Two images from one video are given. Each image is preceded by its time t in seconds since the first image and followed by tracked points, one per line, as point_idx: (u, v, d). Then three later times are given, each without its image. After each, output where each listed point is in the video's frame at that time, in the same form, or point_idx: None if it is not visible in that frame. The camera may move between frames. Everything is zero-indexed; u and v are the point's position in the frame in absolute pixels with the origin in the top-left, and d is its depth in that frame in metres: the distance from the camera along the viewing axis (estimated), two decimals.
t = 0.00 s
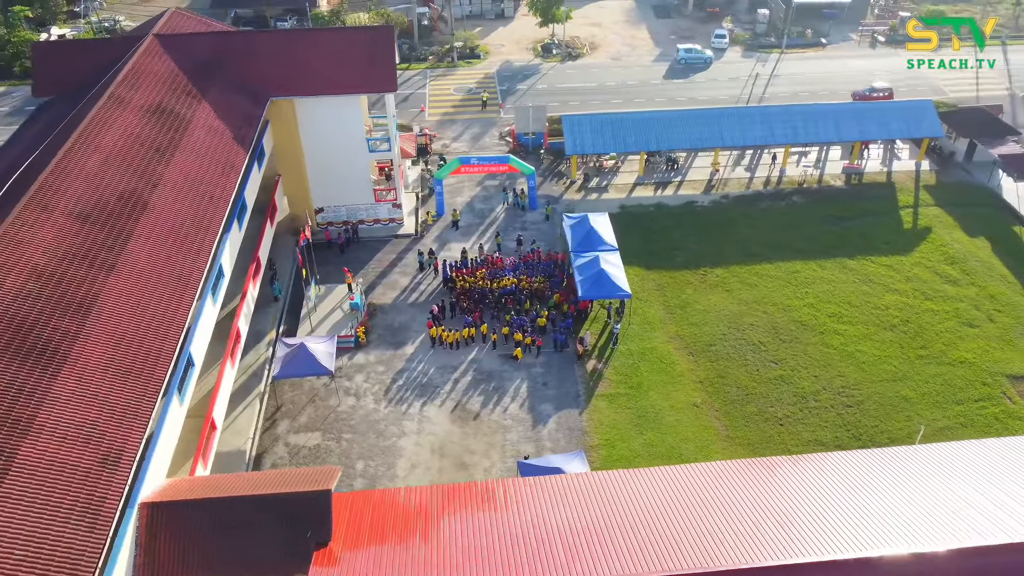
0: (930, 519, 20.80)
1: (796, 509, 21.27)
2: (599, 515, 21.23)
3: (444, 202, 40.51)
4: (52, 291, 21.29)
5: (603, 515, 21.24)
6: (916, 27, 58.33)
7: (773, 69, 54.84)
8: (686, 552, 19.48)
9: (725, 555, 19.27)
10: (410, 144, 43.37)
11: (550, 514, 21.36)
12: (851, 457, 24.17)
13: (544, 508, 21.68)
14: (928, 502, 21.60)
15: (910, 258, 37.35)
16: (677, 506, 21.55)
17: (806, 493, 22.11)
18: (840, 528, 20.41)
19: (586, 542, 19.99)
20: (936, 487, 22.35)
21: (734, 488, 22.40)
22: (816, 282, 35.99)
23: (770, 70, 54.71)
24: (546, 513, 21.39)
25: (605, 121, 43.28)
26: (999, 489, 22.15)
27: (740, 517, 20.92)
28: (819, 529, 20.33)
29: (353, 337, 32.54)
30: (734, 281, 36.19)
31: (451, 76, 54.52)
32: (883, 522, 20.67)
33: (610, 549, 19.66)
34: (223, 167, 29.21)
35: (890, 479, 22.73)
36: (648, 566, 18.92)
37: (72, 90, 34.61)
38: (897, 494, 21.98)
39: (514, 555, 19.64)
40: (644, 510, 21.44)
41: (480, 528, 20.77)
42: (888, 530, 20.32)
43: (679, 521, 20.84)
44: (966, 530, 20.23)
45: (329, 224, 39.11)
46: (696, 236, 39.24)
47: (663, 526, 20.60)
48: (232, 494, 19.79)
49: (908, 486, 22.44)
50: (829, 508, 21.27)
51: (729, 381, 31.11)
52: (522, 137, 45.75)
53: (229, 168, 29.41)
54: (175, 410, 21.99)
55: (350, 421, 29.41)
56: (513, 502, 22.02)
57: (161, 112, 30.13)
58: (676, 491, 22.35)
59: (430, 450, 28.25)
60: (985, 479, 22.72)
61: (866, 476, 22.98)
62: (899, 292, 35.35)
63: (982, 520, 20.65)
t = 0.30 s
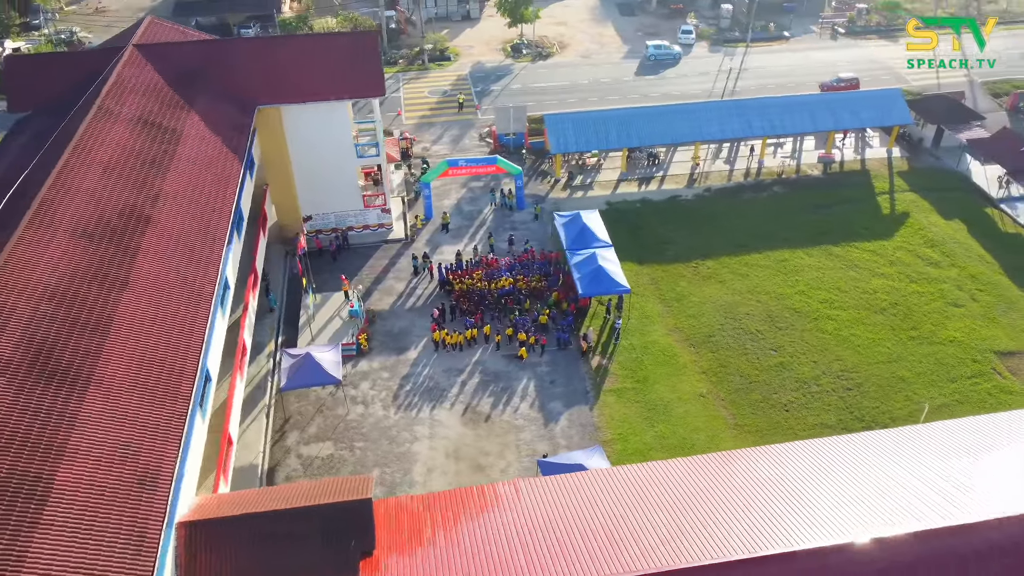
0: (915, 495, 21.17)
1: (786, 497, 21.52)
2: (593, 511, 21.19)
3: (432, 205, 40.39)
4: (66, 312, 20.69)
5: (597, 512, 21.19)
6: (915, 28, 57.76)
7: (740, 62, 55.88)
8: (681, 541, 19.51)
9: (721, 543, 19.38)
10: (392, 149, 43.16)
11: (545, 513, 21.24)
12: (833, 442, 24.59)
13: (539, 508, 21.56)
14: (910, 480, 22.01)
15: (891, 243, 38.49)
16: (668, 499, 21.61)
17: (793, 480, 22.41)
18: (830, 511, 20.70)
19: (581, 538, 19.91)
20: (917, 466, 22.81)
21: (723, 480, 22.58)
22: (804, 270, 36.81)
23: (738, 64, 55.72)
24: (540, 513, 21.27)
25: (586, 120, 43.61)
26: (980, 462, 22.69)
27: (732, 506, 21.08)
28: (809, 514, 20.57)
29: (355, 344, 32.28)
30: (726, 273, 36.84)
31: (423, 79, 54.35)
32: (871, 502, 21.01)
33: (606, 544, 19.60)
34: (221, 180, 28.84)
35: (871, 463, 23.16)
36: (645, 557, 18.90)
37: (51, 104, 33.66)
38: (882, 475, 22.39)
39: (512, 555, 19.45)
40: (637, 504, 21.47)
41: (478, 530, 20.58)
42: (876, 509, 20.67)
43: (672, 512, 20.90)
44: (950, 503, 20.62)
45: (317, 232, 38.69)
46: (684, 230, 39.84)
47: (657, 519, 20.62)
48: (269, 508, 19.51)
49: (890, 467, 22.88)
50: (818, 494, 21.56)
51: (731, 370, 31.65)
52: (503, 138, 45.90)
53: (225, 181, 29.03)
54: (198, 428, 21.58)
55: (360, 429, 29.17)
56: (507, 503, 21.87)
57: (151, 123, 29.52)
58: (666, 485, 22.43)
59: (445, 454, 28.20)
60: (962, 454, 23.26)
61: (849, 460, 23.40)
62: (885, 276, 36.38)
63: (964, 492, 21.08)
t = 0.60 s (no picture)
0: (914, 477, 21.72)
1: (793, 487, 22.01)
2: (606, 511, 21.38)
3: (420, 208, 40.24)
4: (86, 331, 20.13)
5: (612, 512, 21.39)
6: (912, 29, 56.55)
7: (706, 56, 56.86)
8: (696, 538, 19.82)
9: (734, 536, 19.75)
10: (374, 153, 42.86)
11: (560, 516, 21.36)
12: (830, 429, 25.18)
13: (562, 509, 21.77)
14: (908, 463, 22.59)
15: (871, 227, 39.67)
16: (680, 496, 21.92)
17: (797, 471, 22.92)
18: (836, 498, 21.20)
19: (598, 539, 20.06)
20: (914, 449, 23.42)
21: (731, 474, 22.99)
22: (791, 257, 37.72)
23: (704, 58, 56.63)
24: (556, 516, 21.38)
25: (566, 117, 43.90)
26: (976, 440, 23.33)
27: (756, 496, 21.65)
28: (815, 504, 21.06)
29: (358, 351, 32.04)
30: (717, 263, 37.51)
31: (393, 82, 54.03)
32: (873, 486, 21.54)
33: (641, 539, 19.95)
34: (219, 189, 28.33)
35: (879, 445, 23.92)
36: (681, 549, 19.31)
37: (28, 120, 32.61)
38: (882, 460, 22.97)
39: (533, 560, 19.52)
40: (649, 503, 21.73)
41: (507, 534, 20.72)
42: (885, 491, 21.33)
43: (685, 509, 21.21)
44: (949, 481, 21.22)
45: (306, 240, 38.25)
46: (670, 222, 40.47)
47: (671, 517, 20.88)
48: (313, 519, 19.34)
49: (887, 451, 23.47)
50: (822, 483, 22.08)
51: (733, 358, 32.27)
52: (482, 139, 46.03)
53: (222, 189, 28.52)
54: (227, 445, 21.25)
55: (373, 435, 28.99)
56: (523, 508, 21.94)
57: (141, 134, 28.84)
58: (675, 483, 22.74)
59: (462, 455, 28.22)
60: (954, 435, 23.91)
61: (848, 447, 23.97)
62: (869, 259, 37.48)
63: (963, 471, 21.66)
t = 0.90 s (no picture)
0: (920, 457, 22.17)
1: (805, 474, 22.30)
2: (644, 505, 21.60)
3: (408, 212, 39.99)
4: (108, 348, 19.67)
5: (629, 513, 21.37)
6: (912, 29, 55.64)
7: (675, 52, 57.59)
8: (718, 531, 19.91)
9: (754, 529, 19.89)
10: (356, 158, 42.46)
11: (578, 519, 21.25)
12: (830, 418, 25.50)
13: (598, 505, 21.92)
14: (912, 445, 23.03)
15: (851, 212, 40.67)
16: (694, 493, 21.99)
17: (804, 459, 23.18)
18: (848, 481, 21.48)
19: (627, 538, 20.11)
20: (917, 429, 23.89)
21: (751, 463, 23.25)
22: (778, 245, 38.44)
23: (673, 53, 57.35)
24: (575, 519, 21.27)
25: (547, 116, 44.07)
26: (982, 413, 24.08)
27: (785, 480, 22.10)
28: (841, 485, 21.42)
29: (361, 358, 31.74)
30: (707, 254, 38.03)
31: (365, 86, 53.57)
32: (882, 468, 21.89)
33: (684, 529, 20.24)
34: (218, 199, 27.86)
35: (894, 422, 24.50)
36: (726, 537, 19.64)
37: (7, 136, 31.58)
38: (887, 442, 23.39)
39: (559, 565, 19.39)
40: (678, 497, 21.89)
41: (548, 533, 20.78)
42: (910, 466, 21.87)
43: (702, 506, 21.28)
44: (956, 460, 21.69)
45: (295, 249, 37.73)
46: (657, 215, 40.94)
47: (702, 509, 21.09)
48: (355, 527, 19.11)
49: (890, 434, 23.88)
50: (847, 462, 22.55)
51: (734, 346, 32.76)
52: (462, 140, 46.03)
53: (221, 198, 28.07)
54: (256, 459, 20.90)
55: (385, 441, 28.76)
56: (540, 514, 21.76)
57: (133, 146, 28.24)
58: (686, 480, 22.79)
59: (477, 456, 28.17)
60: (960, 410, 24.49)
61: (851, 433, 24.33)
62: (853, 244, 38.39)
63: (967, 449, 22.16)
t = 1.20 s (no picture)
0: (929, 431, 22.51)
1: (832, 449, 22.76)
2: (685, 493, 21.79)
3: (395, 216, 39.67)
4: (134, 366, 19.17)
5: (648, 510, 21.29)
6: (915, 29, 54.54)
7: (640, 48, 58.21)
8: (758, 515, 20.13)
9: (777, 516, 19.93)
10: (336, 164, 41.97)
11: (615, 514, 21.30)
12: (839, 396, 25.97)
13: (640, 495, 22.06)
14: (920, 419, 23.37)
15: (829, 198, 41.76)
16: (710, 485, 21.99)
17: (814, 441, 23.34)
18: (860, 461, 21.70)
19: (677, 527, 20.27)
20: (925, 403, 24.34)
21: (776, 443, 23.69)
22: (763, 233, 39.26)
23: (639, 49, 58.00)
24: (596, 522, 21.13)
25: (526, 115, 44.14)
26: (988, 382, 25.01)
27: (815, 456, 22.50)
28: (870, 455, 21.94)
29: (364, 364, 31.39)
30: (695, 245, 38.62)
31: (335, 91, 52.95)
32: (893, 445, 22.16)
33: (730, 512, 20.48)
34: (217, 209, 27.31)
35: (906, 394, 25.18)
36: (773, 517, 19.92)
37: None
38: (897, 418, 23.77)
39: (599, 565, 19.25)
40: (716, 482, 22.14)
41: (597, 526, 20.85)
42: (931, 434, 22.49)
43: (730, 495, 21.34)
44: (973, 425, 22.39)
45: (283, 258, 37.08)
46: (642, 209, 41.39)
47: (743, 492, 21.35)
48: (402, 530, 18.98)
49: (896, 411, 24.22)
50: (868, 435, 23.12)
51: (733, 334, 33.31)
52: (440, 142, 45.88)
53: (220, 208, 27.53)
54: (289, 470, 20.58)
55: (398, 446, 28.50)
56: (559, 517, 21.55)
57: (125, 159, 27.52)
58: (700, 472, 22.78)
59: (493, 455, 28.13)
60: (967, 379, 25.30)
61: (857, 412, 24.60)
62: (835, 229, 39.39)
63: (975, 419, 22.59)
